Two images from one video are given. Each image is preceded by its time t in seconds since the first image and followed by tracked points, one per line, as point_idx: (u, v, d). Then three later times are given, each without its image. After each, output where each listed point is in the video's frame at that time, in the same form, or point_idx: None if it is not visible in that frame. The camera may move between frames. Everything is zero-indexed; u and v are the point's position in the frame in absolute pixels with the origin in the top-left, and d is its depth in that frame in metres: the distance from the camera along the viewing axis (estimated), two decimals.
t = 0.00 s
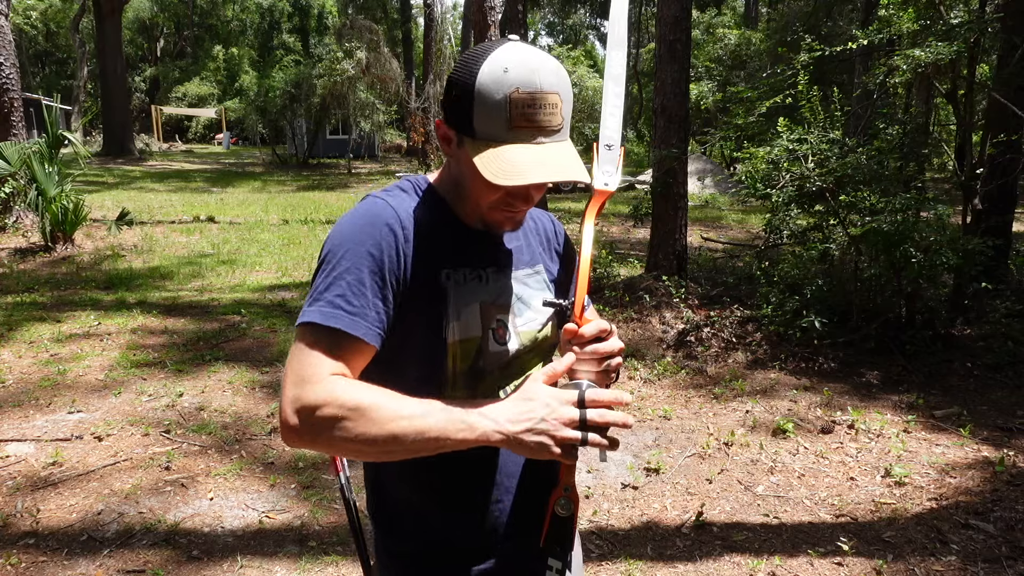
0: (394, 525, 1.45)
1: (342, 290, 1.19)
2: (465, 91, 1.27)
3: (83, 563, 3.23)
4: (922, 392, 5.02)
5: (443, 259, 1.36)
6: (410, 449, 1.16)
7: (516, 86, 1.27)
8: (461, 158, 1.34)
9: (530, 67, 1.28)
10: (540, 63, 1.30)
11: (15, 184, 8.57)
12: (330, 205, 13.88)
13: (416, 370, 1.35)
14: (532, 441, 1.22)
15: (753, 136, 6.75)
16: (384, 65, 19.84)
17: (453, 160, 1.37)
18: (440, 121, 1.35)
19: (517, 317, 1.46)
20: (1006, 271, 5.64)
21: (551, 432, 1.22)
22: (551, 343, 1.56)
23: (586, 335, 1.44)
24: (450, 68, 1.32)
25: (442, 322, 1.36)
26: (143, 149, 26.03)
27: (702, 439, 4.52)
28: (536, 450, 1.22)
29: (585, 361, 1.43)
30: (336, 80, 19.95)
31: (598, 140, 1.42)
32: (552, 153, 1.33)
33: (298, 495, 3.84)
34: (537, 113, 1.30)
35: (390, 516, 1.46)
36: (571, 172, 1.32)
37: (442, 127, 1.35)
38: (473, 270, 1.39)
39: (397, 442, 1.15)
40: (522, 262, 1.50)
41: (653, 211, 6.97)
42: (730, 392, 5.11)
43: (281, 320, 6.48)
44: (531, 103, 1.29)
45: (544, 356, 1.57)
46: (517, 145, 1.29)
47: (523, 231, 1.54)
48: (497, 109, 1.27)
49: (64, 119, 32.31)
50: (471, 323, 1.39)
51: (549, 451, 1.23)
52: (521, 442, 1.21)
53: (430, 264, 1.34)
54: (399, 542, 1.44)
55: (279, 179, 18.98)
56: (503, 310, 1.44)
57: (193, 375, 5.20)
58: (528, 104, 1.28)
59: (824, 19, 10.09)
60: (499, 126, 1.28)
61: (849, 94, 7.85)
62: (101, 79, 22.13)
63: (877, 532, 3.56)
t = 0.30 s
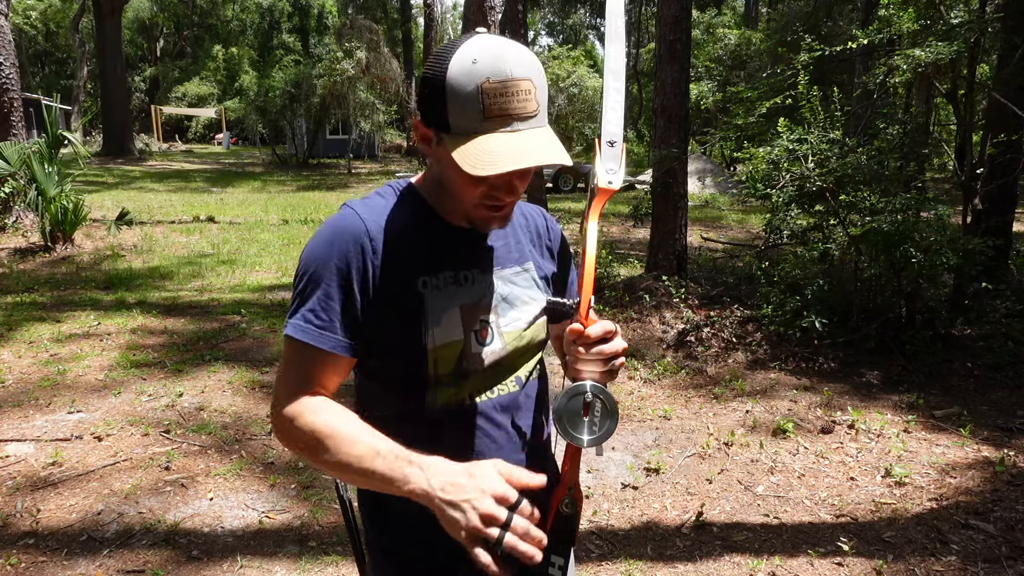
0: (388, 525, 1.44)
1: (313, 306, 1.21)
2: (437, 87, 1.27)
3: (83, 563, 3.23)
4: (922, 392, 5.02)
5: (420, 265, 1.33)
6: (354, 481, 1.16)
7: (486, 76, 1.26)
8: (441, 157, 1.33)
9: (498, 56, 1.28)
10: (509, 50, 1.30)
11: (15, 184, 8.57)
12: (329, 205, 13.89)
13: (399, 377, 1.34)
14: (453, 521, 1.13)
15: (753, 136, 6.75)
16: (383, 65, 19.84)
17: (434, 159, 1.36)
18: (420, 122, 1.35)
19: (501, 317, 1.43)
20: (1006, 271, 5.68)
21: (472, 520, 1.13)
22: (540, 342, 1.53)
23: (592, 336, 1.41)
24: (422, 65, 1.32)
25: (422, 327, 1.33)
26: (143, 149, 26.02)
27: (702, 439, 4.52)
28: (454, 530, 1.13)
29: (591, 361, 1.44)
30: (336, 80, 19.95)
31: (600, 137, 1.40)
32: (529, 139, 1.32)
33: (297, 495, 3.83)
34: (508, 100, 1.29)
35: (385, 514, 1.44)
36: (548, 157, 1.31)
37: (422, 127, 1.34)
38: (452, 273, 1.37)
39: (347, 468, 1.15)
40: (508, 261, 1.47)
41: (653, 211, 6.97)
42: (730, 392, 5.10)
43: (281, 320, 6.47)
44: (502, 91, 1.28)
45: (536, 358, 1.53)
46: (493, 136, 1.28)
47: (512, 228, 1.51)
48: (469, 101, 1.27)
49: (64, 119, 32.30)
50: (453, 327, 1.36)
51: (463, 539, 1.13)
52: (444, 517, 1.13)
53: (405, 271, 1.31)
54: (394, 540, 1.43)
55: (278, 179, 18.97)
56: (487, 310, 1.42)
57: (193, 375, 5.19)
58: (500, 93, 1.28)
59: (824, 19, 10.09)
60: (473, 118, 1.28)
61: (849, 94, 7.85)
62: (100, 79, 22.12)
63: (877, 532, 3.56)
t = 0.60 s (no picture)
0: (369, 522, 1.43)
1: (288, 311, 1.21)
2: (399, 79, 1.30)
3: (83, 563, 3.23)
4: (922, 392, 5.02)
5: (392, 268, 1.33)
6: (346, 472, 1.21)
7: (444, 62, 1.28)
8: (407, 151, 1.34)
9: (457, 44, 1.29)
10: (469, 40, 1.31)
11: (15, 183, 8.56)
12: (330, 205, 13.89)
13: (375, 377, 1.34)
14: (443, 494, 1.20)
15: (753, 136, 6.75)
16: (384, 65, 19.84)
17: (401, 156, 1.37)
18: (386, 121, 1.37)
19: (477, 319, 1.41)
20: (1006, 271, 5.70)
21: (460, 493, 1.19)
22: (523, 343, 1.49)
23: (562, 343, 1.40)
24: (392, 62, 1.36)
25: (396, 330, 1.33)
26: (143, 149, 26.03)
27: (702, 439, 4.52)
28: (443, 499, 1.20)
29: (560, 368, 1.41)
30: (336, 80, 19.95)
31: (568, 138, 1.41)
32: (490, 123, 1.31)
33: (297, 495, 3.83)
34: (466, 86, 1.30)
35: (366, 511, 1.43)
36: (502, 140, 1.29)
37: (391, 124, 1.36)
38: (425, 276, 1.37)
39: (336, 461, 1.20)
40: (487, 262, 1.45)
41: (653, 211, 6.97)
42: (730, 392, 5.10)
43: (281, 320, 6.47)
44: (459, 78, 1.29)
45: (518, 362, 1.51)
46: (452, 119, 1.28)
47: (493, 229, 1.49)
48: (427, 88, 1.29)
49: (64, 119, 32.29)
50: (426, 329, 1.35)
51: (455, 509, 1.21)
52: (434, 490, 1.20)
53: (377, 273, 1.31)
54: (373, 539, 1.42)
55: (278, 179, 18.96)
56: (462, 313, 1.40)
57: (193, 375, 5.19)
58: (457, 77, 1.29)
59: (824, 19, 10.09)
60: (430, 106, 1.29)
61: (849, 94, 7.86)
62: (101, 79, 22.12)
63: (877, 532, 3.56)
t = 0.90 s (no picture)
0: (357, 531, 1.42)
1: (293, 286, 1.20)
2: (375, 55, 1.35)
3: (83, 563, 3.22)
4: (922, 392, 5.01)
5: (381, 253, 1.33)
6: (374, 433, 1.17)
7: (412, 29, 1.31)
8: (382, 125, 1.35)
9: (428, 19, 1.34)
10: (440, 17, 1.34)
11: (15, 184, 8.55)
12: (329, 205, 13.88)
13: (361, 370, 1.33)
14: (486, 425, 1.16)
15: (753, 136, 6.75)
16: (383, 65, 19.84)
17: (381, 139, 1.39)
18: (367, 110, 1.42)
19: (461, 315, 1.40)
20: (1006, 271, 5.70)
21: (504, 420, 1.16)
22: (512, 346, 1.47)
23: (537, 344, 1.36)
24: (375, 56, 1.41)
25: (383, 317, 1.33)
26: (143, 149, 26.01)
27: (702, 439, 4.52)
28: (486, 432, 1.16)
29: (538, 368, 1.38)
30: (336, 80, 19.95)
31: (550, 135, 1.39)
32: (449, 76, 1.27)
33: (297, 495, 3.83)
34: (431, 42, 1.28)
35: (354, 519, 1.43)
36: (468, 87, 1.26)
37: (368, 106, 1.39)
38: (412, 264, 1.36)
39: (368, 419, 1.15)
40: (472, 260, 1.44)
41: (653, 211, 6.96)
42: (731, 392, 5.10)
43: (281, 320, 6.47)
44: (425, 36, 1.29)
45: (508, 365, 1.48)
46: (411, 70, 1.27)
47: (480, 227, 1.49)
48: (392, 46, 1.30)
49: (64, 119, 32.25)
50: (410, 318, 1.35)
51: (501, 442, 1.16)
52: (478, 421, 1.17)
53: (368, 257, 1.32)
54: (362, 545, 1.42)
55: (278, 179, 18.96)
56: (445, 305, 1.39)
57: (193, 375, 5.19)
58: (420, 37, 1.29)
59: (825, 19, 10.09)
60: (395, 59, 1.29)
61: (849, 95, 7.86)
62: (100, 79, 22.10)
63: (877, 532, 3.55)
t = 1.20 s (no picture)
0: (354, 532, 1.43)
1: (296, 268, 1.20)
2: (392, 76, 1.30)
3: (83, 563, 3.23)
4: (922, 392, 5.02)
5: (392, 245, 1.34)
6: (355, 431, 1.17)
7: (432, 54, 1.27)
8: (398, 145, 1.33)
9: (449, 36, 1.28)
10: (460, 35, 1.30)
11: (15, 184, 8.55)
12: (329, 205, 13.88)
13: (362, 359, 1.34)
14: (480, 433, 1.17)
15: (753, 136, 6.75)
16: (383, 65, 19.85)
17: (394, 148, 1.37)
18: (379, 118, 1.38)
19: (468, 313, 1.41)
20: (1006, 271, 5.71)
21: (493, 430, 1.16)
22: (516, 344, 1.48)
23: (524, 344, 1.36)
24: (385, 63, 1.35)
25: (388, 309, 1.34)
26: (143, 149, 26.02)
27: (702, 439, 4.52)
28: (476, 442, 1.17)
29: (527, 368, 1.37)
30: (336, 80, 19.95)
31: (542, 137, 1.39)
32: (476, 114, 1.27)
33: (297, 494, 3.83)
34: (454, 77, 1.26)
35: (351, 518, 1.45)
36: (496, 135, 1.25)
37: (382, 119, 1.36)
38: (420, 260, 1.37)
39: (356, 415, 1.16)
40: (478, 261, 1.45)
41: (653, 211, 6.96)
42: (731, 392, 5.10)
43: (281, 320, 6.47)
44: (447, 68, 1.27)
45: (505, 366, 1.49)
46: (437, 108, 1.26)
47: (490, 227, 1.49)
48: (414, 75, 1.27)
49: (64, 119, 32.24)
50: (416, 312, 1.36)
51: (492, 451, 1.17)
52: (469, 432, 1.17)
53: (380, 249, 1.33)
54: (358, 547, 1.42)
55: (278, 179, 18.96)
56: (454, 302, 1.40)
57: (193, 375, 5.19)
58: (443, 69, 1.26)
59: (825, 19, 10.09)
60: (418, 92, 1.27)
61: (849, 94, 7.85)
62: (100, 79, 22.11)
63: (877, 532, 3.56)
